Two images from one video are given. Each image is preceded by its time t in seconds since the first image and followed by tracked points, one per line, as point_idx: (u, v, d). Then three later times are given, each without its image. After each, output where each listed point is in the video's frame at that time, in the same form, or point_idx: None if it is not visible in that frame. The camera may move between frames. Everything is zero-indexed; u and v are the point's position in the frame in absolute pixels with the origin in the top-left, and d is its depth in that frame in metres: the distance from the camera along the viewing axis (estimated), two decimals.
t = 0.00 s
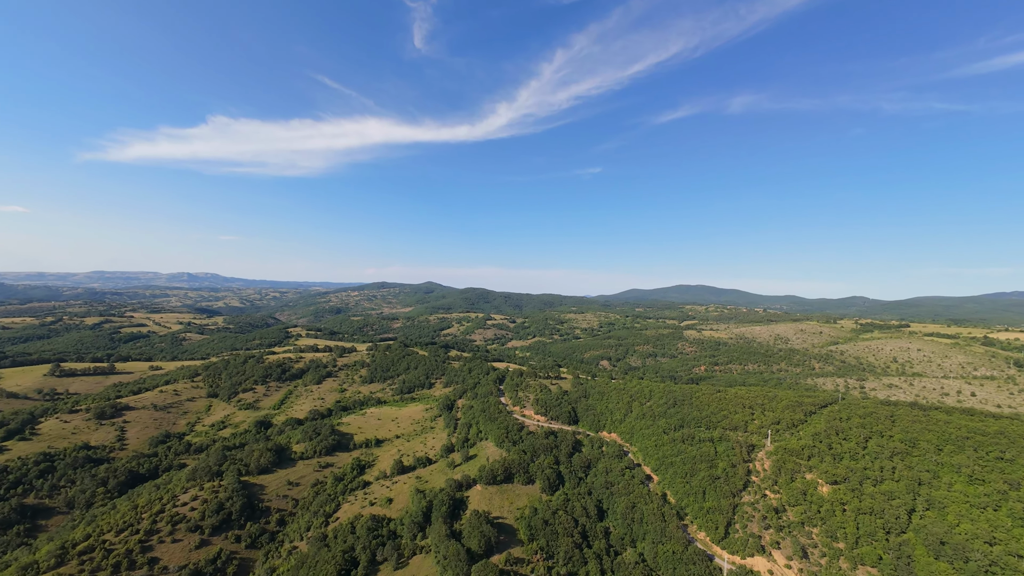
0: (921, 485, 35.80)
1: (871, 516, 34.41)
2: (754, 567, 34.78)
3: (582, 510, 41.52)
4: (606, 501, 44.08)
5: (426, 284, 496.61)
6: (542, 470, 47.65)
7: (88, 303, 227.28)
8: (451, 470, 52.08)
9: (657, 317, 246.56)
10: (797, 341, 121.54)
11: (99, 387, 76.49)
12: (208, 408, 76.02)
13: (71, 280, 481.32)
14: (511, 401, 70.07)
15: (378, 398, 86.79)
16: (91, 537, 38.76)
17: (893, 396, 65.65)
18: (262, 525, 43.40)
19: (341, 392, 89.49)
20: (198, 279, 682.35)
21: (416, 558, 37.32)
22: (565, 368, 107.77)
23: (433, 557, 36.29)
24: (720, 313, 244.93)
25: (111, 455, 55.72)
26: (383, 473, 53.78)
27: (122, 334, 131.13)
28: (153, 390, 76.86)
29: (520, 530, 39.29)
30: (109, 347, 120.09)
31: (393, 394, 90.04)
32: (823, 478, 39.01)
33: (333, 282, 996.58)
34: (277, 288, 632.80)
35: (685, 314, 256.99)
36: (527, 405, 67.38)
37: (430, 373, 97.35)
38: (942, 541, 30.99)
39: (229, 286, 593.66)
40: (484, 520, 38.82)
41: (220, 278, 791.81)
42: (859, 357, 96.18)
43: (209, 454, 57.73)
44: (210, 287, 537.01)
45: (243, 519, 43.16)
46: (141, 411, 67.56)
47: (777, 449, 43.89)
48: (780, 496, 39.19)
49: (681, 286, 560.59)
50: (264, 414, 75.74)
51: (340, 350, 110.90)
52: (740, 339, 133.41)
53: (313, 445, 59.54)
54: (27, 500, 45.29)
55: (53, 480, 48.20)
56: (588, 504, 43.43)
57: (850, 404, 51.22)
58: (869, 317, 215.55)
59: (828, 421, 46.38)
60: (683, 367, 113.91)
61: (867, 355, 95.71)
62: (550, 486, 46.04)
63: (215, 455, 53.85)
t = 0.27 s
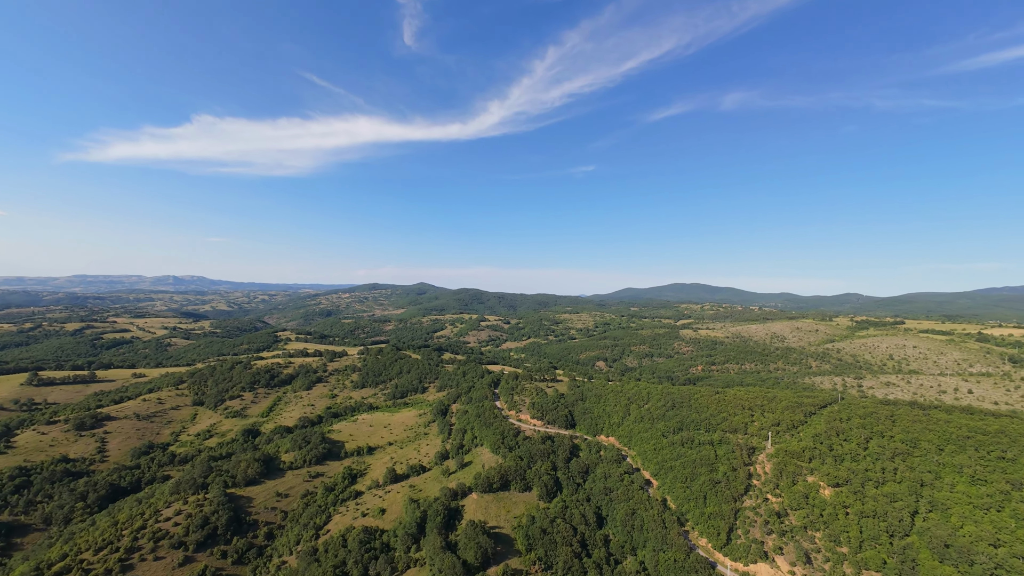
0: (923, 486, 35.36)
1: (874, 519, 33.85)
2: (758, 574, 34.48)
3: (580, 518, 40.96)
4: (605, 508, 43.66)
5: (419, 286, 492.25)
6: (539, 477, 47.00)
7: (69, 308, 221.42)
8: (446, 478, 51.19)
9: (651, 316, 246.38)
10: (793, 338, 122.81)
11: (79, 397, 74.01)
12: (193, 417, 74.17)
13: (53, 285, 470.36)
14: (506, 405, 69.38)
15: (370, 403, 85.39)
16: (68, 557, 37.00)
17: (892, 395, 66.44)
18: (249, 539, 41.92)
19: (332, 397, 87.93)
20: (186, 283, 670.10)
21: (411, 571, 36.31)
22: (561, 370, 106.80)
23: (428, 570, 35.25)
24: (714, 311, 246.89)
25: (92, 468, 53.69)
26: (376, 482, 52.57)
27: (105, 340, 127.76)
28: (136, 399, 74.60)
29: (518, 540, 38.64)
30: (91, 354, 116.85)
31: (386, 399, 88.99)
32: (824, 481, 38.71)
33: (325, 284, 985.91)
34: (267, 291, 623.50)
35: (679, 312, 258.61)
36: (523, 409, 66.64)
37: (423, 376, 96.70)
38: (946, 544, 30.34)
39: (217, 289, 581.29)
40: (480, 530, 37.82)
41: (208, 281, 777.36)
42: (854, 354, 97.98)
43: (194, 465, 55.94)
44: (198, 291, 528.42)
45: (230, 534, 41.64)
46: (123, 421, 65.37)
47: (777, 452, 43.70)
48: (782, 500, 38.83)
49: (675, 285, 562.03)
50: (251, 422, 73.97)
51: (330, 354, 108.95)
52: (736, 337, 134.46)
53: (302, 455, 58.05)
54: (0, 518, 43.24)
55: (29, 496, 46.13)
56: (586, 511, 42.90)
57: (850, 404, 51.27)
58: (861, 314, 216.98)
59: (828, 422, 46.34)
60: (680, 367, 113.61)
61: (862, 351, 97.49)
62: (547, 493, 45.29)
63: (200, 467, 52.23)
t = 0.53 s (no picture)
0: (920, 484, 35.23)
1: (873, 519, 33.62)
2: None
3: (578, 524, 40.34)
4: (603, 513, 43.16)
5: (410, 287, 487.76)
6: (535, 482, 46.23)
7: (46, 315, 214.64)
8: (440, 485, 50.13)
9: (644, 315, 247.08)
10: (785, 334, 124.35)
11: (57, 408, 71.23)
12: (179, 426, 72.00)
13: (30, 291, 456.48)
14: (500, 409, 68.60)
15: (361, 409, 83.80)
16: None
17: (886, 391, 67.11)
18: (237, 554, 40.42)
19: (322, 403, 86.19)
20: (170, 288, 655.63)
21: None
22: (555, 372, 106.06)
23: None
24: (705, 309, 249.34)
25: (70, 483, 51.47)
26: (368, 490, 51.28)
27: (85, 348, 123.80)
28: (118, 409, 72.03)
29: (514, 548, 37.84)
30: (70, 362, 113.04)
31: (378, 404, 87.65)
32: (822, 481, 38.58)
33: (315, 287, 972.87)
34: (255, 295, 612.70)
35: (671, 311, 260.64)
36: (517, 412, 65.83)
37: (416, 380, 95.73)
38: (945, 542, 30.11)
39: (203, 294, 569.42)
40: (475, 539, 36.94)
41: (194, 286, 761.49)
42: (845, 348, 99.76)
43: (179, 477, 54.03)
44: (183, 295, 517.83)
45: (216, 549, 40.10)
46: (104, 433, 63.01)
47: (774, 452, 43.64)
48: (780, 501, 38.67)
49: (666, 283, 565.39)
50: (238, 431, 71.94)
51: (320, 359, 106.79)
52: (729, 335, 135.58)
53: (292, 464, 56.48)
54: None
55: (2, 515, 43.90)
56: (584, 516, 42.32)
57: (845, 403, 51.43)
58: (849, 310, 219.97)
59: (824, 421, 46.44)
60: (674, 366, 113.71)
61: (852, 346, 99.30)
62: (544, 498, 44.56)
63: (184, 479, 50.39)
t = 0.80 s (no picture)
0: (902, 473, 35.99)
1: (859, 509, 34.06)
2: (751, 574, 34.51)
3: (570, 527, 39.87)
4: (595, 515, 42.90)
5: (394, 290, 480.52)
6: (526, 486, 45.59)
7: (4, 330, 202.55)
8: (429, 493, 48.98)
9: (629, 312, 249.43)
10: (766, 327, 127.27)
11: (18, 428, 66.92)
12: (153, 443, 68.66)
13: None
14: (488, 412, 67.75)
15: (346, 417, 81.68)
16: None
17: (864, 381, 69.09)
18: None
19: (305, 413, 83.65)
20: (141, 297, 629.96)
21: None
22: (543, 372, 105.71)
23: None
24: (688, 304, 253.89)
25: (33, 508, 48.17)
26: (355, 502, 49.66)
27: (49, 363, 117.25)
28: (86, 427, 68.16)
29: (507, 555, 37.10)
30: (32, 379, 106.78)
31: (363, 411, 85.64)
32: (809, 473, 39.10)
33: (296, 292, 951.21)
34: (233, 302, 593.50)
35: (655, 307, 264.65)
36: (506, 415, 65.11)
37: (402, 386, 94.09)
38: (928, 529, 30.65)
39: (176, 302, 548.11)
40: (467, 549, 36.09)
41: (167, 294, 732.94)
42: (823, 339, 102.79)
43: (153, 497, 51.27)
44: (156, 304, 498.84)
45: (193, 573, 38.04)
46: (71, 453, 59.42)
47: (761, 446, 44.17)
48: (769, 495, 39.07)
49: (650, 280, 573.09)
50: (216, 445, 69.02)
51: (302, 367, 103.71)
52: (712, 330, 137.89)
53: (274, 477, 54.32)
54: None
55: None
56: (576, 519, 41.94)
57: (827, 394, 52.55)
58: (824, 302, 227.16)
59: (808, 414, 47.19)
60: (660, 362, 114.83)
61: (831, 337, 102.38)
62: (535, 502, 43.95)
63: (159, 498, 47.81)
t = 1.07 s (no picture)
0: (885, 466, 36.60)
1: (845, 504, 34.46)
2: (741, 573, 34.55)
3: (561, 532, 39.30)
4: (586, 518, 42.46)
5: (379, 293, 473.55)
6: (515, 491, 44.83)
7: None
8: (416, 502, 47.74)
9: (615, 311, 251.35)
10: (748, 323, 129.79)
11: None
12: (125, 457, 65.36)
13: None
14: (476, 416, 66.81)
15: (329, 424, 79.54)
16: None
17: (844, 374, 70.75)
18: None
19: (287, 421, 81.11)
20: (113, 304, 604.69)
21: None
22: (530, 373, 105.14)
23: None
24: (672, 302, 257.51)
25: None
26: (339, 513, 48.06)
27: (10, 375, 110.76)
28: (50, 443, 64.36)
29: (497, 564, 36.27)
30: None
31: (348, 418, 83.57)
32: (795, 469, 39.49)
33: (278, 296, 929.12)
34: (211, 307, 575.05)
35: (640, 305, 267.81)
36: (494, 418, 64.26)
37: (388, 391, 92.28)
38: (912, 522, 31.14)
39: (150, 309, 527.89)
40: (456, 559, 35.16)
41: (141, 301, 706.17)
42: (803, 334, 105.24)
43: (124, 515, 48.53)
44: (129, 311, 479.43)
45: None
46: (34, 471, 55.94)
47: (748, 443, 44.48)
48: (757, 492, 39.29)
49: (634, 279, 580.28)
50: (193, 457, 66.16)
51: (283, 374, 100.65)
52: (695, 327, 139.94)
53: (254, 490, 52.16)
54: None
55: None
56: (566, 523, 41.45)
57: (809, 390, 53.43)
58: (803, 298, 233.63)
59: (792, 410, 47.82)
60: (646, 360, 115.62)
61: (810, 332, 104.91)
62: (525, 508, 43.27)
63: (132, 516, 45.18)
